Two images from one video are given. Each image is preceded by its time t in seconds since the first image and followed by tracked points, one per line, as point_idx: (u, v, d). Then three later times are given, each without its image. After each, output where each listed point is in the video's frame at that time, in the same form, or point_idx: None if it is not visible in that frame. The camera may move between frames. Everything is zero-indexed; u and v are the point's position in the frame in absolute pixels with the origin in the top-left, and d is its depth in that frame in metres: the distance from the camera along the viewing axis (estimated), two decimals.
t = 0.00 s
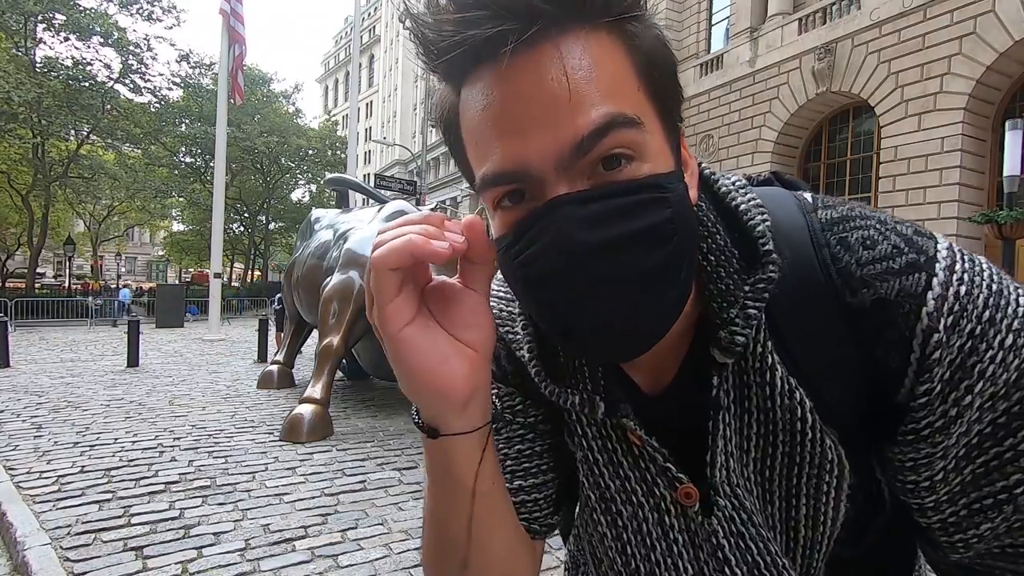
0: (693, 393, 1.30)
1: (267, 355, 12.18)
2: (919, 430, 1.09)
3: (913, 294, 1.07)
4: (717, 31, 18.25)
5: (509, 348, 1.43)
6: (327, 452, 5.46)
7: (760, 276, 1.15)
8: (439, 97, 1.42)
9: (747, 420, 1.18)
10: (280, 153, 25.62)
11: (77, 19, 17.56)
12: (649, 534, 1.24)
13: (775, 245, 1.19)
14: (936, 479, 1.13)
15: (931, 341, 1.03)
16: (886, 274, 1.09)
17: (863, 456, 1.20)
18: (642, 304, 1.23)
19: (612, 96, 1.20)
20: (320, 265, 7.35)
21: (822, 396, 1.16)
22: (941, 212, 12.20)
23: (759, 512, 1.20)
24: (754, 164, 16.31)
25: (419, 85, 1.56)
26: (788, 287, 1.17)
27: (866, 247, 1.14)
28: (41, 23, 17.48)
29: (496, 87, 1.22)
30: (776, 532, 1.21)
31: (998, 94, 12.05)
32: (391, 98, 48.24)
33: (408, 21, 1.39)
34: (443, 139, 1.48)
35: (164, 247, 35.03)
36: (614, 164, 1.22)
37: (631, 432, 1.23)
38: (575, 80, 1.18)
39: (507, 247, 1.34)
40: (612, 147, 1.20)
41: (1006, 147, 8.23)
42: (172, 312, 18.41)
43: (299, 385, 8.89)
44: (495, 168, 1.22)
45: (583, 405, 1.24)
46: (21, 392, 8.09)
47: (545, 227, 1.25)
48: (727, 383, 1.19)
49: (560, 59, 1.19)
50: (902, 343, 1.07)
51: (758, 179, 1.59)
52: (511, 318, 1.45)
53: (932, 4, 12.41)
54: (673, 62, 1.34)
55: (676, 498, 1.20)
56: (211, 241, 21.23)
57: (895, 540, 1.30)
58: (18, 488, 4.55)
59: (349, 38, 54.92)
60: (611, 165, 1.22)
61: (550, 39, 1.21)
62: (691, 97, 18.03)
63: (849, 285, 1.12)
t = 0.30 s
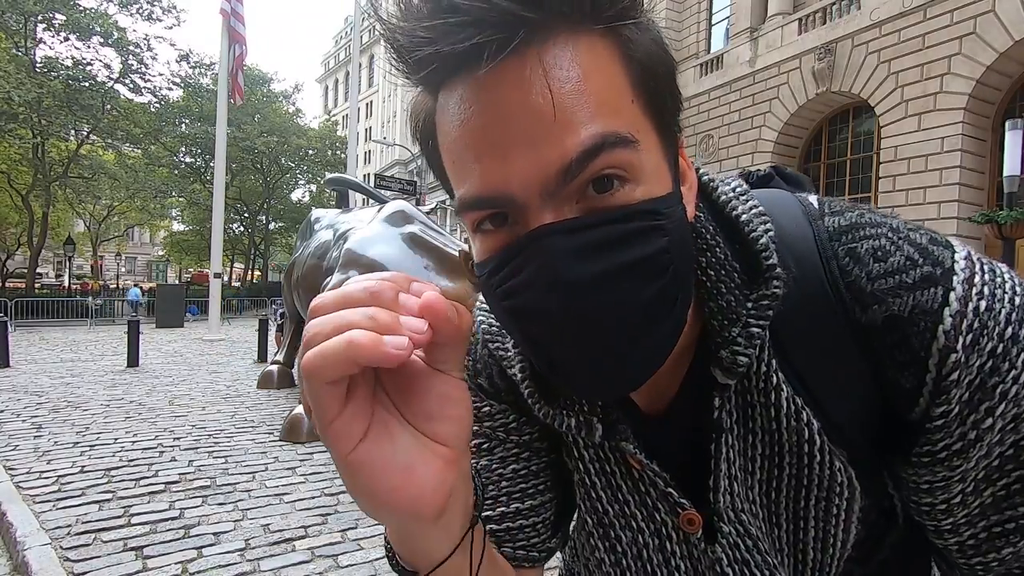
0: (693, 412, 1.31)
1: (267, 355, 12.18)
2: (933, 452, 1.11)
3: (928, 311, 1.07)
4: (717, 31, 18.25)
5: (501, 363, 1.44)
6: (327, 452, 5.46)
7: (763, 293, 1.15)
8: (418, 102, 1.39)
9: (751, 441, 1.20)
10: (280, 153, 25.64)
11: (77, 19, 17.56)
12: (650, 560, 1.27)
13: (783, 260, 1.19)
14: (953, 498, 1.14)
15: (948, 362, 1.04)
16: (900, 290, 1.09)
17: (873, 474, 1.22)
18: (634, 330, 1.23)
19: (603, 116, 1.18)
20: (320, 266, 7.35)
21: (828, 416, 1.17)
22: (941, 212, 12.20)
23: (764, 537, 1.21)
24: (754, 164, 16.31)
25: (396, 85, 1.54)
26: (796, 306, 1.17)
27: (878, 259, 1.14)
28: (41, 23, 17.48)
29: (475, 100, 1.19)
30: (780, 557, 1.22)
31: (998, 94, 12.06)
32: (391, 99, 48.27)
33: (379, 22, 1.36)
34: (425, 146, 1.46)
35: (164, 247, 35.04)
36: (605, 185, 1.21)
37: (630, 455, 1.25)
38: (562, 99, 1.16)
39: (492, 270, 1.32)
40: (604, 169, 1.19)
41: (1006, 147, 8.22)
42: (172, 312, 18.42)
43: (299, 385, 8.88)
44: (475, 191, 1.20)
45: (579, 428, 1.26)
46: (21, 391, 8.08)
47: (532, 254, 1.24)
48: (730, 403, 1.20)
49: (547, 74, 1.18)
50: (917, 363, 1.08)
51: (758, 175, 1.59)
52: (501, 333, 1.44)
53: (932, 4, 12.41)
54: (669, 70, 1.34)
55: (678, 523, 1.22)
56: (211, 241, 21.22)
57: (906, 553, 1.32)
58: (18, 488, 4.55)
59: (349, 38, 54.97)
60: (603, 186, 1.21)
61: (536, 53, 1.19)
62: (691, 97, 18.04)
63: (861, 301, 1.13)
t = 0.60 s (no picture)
0: (691, 412, 1.31)
1: (267, 355, 12.17)
2: (932, 456, 1.10)
3: (929, 313, 1.06)
4: (717, 31, 18.25)
5: (499, 361, 1.44)
6: (327, 452, 5.46)
7: (762, 293, 1.15)
8: (416, 96, 1.39)
9: (748, 442, 1.20)
10: (280, 153, 25.63)
11: (77, 19, 17.56)
12: (645, 558, 1.27)
13: (780, 260, 1.19)
14: (953, 502, 1.14)
15: (948, 365, 1.03)
16: (899, 292, 1.08)
17: (870, 474, 1.22)
18: (629, 326, 1.25)
19: (602, 115, 1.18)
20: (320, 265, 7.35)
21: (825, 417, 1.18)
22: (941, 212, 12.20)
23: (760, 537, 1.21)
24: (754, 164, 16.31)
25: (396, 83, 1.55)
26: (793, 308, 1.17)
27: (878, 261, 1.13)
28: (41, 23, 17.46)
29: (473, 96, 1.19)
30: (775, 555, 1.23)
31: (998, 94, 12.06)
32: (391, 99, 48.26)
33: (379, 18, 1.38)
34: (425, 141, 1.46)
35: (164, 247, 35.03)
36: (603, 184, 1.21)
37: (626, 454, 1.25)
38: (561, 97, 1.16)
39: (489, 269, 1.33)
40: (602, 168, 1.19)
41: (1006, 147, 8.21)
42: (172, 312, 18.42)
43: (298, 385, 8.87)
44: (471, 188, 1.20)
45: (575, 427, 1.27)
46: (20, 392, 8.07)
47: (528, 253, 1.25)
48: (727, 403, 1.20)
49: (546, 73, 1.17)
50: (916, 367, 1.08)
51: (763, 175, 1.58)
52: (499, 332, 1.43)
53: (932, 3, 12.41)
54: (670, 70, 1.34)
55: (673, 522, 1.23)
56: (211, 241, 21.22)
57: (906, 558, 1.32)
58: (18, 487, 4.55)
59: (349, 39, 54.95)
60: (600, 185, 1.21)
61: (536, 51, 1.19)
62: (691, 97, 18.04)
63: (859, 304, 1.13)
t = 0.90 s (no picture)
0: (689, 410, 1.32)
1: (267, 355, 12.16)
2: (926, 455, 1.10)
3: (921, 315, 1.06)
4: (717, 31, 18.25)
5: (503, 360, 1.44)
6: (327, 452, 5.46)
7: (759, 294, 1.16)
8: (416, 105, 1.39)
9: (745, 439, 1.21)
10: (280, 152, 25.63)
11: (77, 19, 17.55)
12: (643, 551, 1.27)
13: (777, 260, 1.19)
14: (945, 502, 1.14)
15: (941, 365, 1.03)
16: (893, 294, 1.09)
17: (865, 473, 1.23)
18: (623, 328, 1.25)
19: (594, 126, 1.17)
20: (320, 265, 7.34)
21: (819, 417, 1.18)
22: (941, 212, 12.20)
23: (756, 533, 1.21)
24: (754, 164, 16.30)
25: (397, 88, 1.55)
26: (788, 310, 1.17)
27: (872, 262, 1.14)
28: (41, 23, 17.45)
29: (469, 108, 1.19)
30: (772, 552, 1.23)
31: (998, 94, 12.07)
32: (390, 99, 48.22)
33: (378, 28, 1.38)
34: (426, 147, 1.46)
35: (164, 247, 35.01)
36: (593, 195, 1.21)
37: (625, 450, 1.26)
38: (552, 108, 1.16)
39: (486, 272, 1.33)
40: (593, 180, 1.19)
41: (1006, 147, 8.19)
42: (172, 312, 18.41)
43: (298, 385, 8.87)
44: (469, 196, 1.21)
45: (575, 423, 1.27)
46: (21, 391, 8.08)
47: (524, 258, 1.25)
48: (723, 401, 1.20)
49: (539, 85, 1.17)
50: (909, 367, 1.08)
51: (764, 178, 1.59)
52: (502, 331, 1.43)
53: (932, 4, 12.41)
54: (665, 76, 1.33)
55: (672, 518, 1.23)
56: (211, 241, 21.21)
57: (903, 555, 1.32)
58: (18, 487, 4.55)
59: (349, 38, 54.89)
60: (589, 197, 1.21)
61: (528, 65, 1.19)
62: (691, 97, 18.04)
63: (854, 305, 1.13)
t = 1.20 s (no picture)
0: (666, 392, 1.23)
1: (267, 355, 12.16)
2: (867, 453, 1.02)
3: (891, 317, 0.99)
4: (717, 31, 18.26)
5: (493, 337, 1.43)
6: (327, 452, 5.45)
7: (728, 281, 1.09)
8: (450, 78, 1.38)
9: (716, 424, 1.12)
10: (280, 153, 25.64)
11: (77, 19, 17.56)
12: (609, 522, 1.24)
13: (748, 251, 1.11)
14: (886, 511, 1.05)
15: (900, 368, 0.96)
16: (868, 294, 1.01)
17: (829, 484, 1.13)
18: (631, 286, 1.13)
19: (627, 85, 1.17)
20: (320, 265, 7.35)
21: (792, 404, 1.08)
22: (941, 212, 12.20)
23: (718, 517, 1.14)
24: (754, 164, 16.30)
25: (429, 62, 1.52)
26: (767, 297, 1.09)
27: (852, 264, 1.05)
28: (41, 23, 17.45)
29: (512, 67, 1.19)
30: (734, 547, 1.15)
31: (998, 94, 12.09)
32: (390, 99, 48.23)
33: None
34: (451, 122, 1.43)
35: (164, 247, 35.01)
36: (627, 151, 1.20)
37: (596, 427, 1.22)
38: (592, 64, 1.16)
39: (514, 226, 1.26)
40: (629, 135, 1.18)
41: (1007, 146, 8.19)
42: (172, 312, 18.41)
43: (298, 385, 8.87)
44: (514, 146, 1.18)
45: (554, 399, 1.24)
46: (21, 392, 8.08)
47: (567, 203, 1.17)
48: (697, 382, 1.12)
49: (578, 44, 1.17)
50: (875, 364, 1.00)
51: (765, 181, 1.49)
52: (494, 298, 1.41)
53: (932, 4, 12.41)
54: (668, 59, 1.34)
55: (639, 489, 1.19)
56: (211, 242, 21.21)
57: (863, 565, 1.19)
58: (18, 488, 4.55)
59: (349, 39, 54.90)
60: (624, 151, 1.20)
61: (570, 23, 1.18)
62: (691, 97, 18.05)
63: (830, 299, 1.04)
